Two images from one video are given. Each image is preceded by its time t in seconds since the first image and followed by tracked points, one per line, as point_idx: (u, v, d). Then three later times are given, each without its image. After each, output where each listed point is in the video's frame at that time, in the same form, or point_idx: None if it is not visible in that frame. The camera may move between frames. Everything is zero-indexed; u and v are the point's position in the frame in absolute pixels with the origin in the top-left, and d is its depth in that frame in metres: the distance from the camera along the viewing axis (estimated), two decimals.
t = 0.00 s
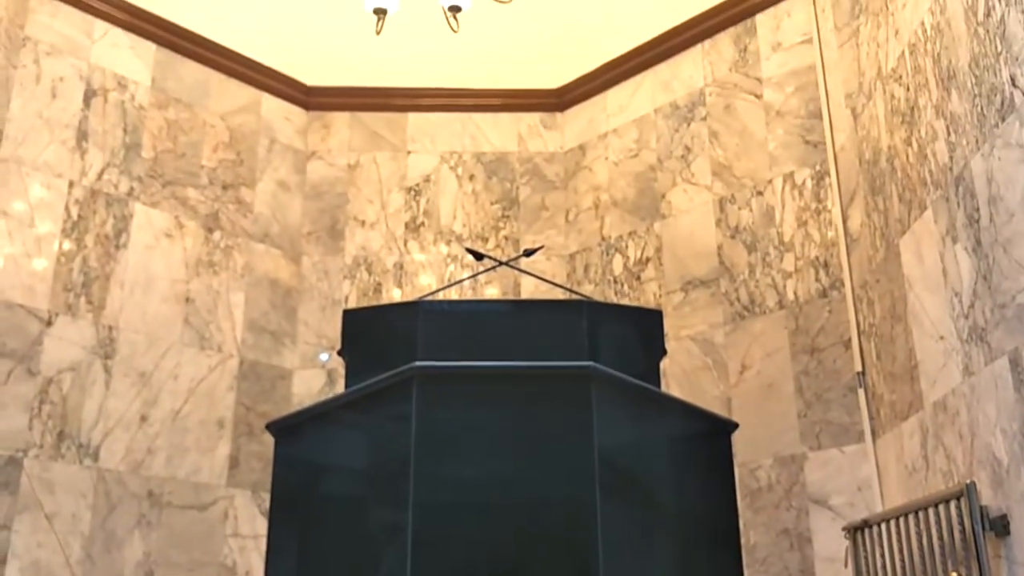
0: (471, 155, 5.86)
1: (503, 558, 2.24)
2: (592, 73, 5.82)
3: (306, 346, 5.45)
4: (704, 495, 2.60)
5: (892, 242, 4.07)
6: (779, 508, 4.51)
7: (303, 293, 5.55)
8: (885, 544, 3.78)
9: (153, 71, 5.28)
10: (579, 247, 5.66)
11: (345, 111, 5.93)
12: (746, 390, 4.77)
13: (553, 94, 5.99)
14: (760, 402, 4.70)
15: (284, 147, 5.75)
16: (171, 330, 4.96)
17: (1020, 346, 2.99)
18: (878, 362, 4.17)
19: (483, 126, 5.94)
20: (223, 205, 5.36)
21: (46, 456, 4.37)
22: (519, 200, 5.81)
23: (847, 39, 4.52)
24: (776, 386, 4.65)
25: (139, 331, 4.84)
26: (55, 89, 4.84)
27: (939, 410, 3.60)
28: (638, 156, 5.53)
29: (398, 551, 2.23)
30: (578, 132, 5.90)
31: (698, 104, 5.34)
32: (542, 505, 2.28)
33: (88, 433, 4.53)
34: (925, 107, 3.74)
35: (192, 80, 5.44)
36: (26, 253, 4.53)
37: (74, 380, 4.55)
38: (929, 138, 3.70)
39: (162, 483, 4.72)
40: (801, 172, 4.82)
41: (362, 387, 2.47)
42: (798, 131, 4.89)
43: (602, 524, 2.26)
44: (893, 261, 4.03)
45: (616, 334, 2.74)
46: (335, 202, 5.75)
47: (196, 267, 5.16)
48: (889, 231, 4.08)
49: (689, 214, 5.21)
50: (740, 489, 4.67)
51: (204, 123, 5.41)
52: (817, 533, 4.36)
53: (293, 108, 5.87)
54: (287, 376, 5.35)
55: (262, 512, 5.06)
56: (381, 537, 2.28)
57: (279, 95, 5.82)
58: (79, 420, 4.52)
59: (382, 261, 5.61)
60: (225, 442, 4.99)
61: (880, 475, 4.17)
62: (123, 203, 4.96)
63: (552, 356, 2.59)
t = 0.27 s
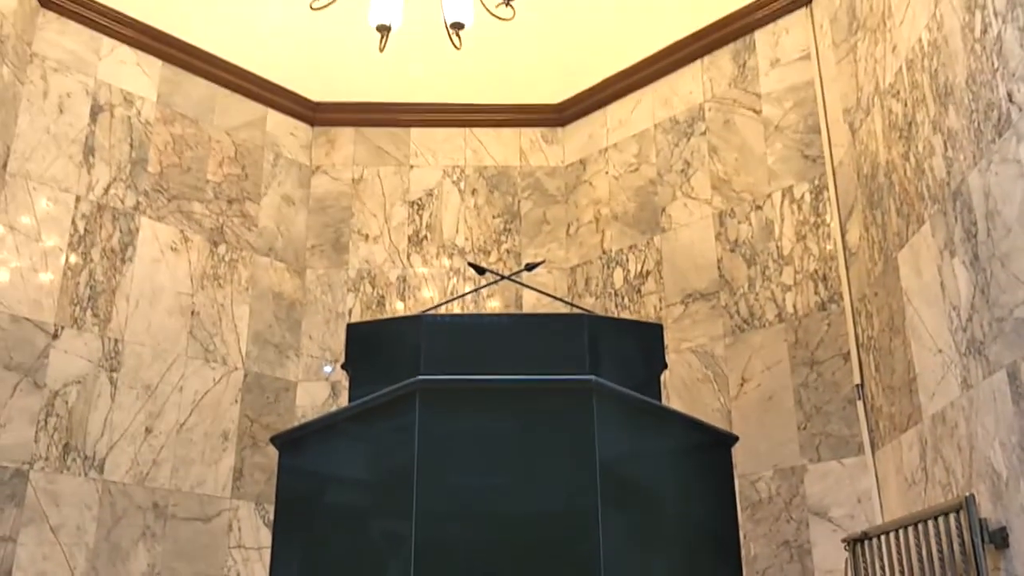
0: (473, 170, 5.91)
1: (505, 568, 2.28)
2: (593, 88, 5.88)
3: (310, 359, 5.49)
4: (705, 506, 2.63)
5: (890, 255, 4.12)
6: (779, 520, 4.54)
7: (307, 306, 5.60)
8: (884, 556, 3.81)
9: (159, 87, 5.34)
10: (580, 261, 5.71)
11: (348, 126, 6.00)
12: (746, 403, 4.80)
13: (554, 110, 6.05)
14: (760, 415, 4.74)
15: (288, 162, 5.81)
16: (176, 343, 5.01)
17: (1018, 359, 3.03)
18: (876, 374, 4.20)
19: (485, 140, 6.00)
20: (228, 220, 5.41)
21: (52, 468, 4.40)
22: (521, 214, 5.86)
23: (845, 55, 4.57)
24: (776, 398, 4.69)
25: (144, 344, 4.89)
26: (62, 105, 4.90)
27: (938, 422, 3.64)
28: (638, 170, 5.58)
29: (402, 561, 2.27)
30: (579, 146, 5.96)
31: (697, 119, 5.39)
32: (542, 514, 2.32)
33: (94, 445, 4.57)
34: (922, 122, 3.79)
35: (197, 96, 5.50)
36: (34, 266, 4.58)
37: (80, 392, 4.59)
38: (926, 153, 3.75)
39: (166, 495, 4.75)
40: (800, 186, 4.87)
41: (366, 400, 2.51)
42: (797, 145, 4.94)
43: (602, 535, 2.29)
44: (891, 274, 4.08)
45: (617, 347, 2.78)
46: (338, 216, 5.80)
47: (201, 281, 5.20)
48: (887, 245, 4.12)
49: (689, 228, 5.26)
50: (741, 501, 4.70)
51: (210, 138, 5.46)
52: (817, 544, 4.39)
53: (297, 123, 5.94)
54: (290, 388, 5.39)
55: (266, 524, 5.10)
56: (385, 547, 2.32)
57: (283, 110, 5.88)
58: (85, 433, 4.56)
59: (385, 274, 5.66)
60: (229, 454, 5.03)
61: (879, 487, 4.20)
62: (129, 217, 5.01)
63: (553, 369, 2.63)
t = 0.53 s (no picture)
0: (475, 183, 5.94)
1: None
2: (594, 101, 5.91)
3: (312, 372, 5.50)
4: (707, 519, 2.63)
5: (890, 268, 4.13)
6: (781, 533, 4.54)
7: (308, 320, 5.61)
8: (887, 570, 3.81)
9: (162, 102, 5.37)
10: (581, 274, 5.72)
11: (350, 140, 6.03)
12: (748, 416, 4.81)
13: (554, 124, 6.07)
14: (762, 427, 4.74)
15: (290, 176, 5.84)
16: (178, 357, 5.02)
17: (1019, 372, 3.03)
18: (878, 387, 4.20)
19: (486, 154, 6.02)
20: (230, 234, 5.43)
21: (54, 482, 4.40)
22: (522, 228, 5.88)
23: (844, 69, 4.59)
24: (777, 411, 4.69)
25: (146, 358, 4.90)
26: (65, 120, 4.93)
27: (940, 436, 3.64)
28: (639, 184, 5.60)
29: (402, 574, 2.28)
30: (581, 160, 5.97)
31: (697, 133, 5.41)
32: (542, 528, 2.33)
33: (96, 460, 4.58)
34: (921, 136, 3.81)
35: (199, 111, 5.52)
36: (36, 280, 4.59)
37: (82, 407, 4.60)
38: (926, 167, 3.76)
39: (168, 509, 4.75)
40: (800, 199, 4.88)
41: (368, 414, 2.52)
42: (797, 159, 4.95)
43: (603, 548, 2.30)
44: (891, 287, 4.08)
45: (618, 361, 2.79)
46: (340, 230, 5.82)
47: (204, 295, 5.22)
48: (887, 258, 4.13)
49: (690, 241, 5.27)
50: (742, 514, 4.71)
51: (212, 152, 5.49)
52: (819, 557, 4.38)
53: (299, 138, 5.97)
54: (292, 402, 5.40)
55: (268, 538, 5.10)
56: (386, 560, 2.32)
57: (284, 125, 5.91)
58: (87, 447, 4.56)
59: (387, 287, 5.67)
60: (231, 468, 5.03)
61: (881, 500, 4.20)
62: (132, 232, 5.03)
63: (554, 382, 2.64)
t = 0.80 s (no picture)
0: (474, 200, 5.96)
1: None
2: (593, 118, 5.94)
3: (311, 389, 5.49)
4: (708, 536, 2.62)
5: (889, 285, 4.13)
6: (781, 551, 4.53)
7: (308, 336, 5.61)
8: None
9: (162, 120, 5.40)
10: (580, 290, 5.72)
11: (350, 157, 6.07)
12: (748, 433, 4.80)
13: (553, 141, 6.11)
14: (761, 444, 4.73)
15: (290, 193, 5.86)
16: (177, 374, 5.02)
17: (1018, 390, 3.03)
18: (877, 404, 4.20)
19: (486, 171, 6.06)
20: (229, 250, 5.43)
21: (52, 500, 4.39)
22: (521, 244, 5.89)
23: (842, 87, 4.61)
24: (777, 428, 4.69)
25: (145, 375, 4.89)
26: (66, 137, 4.94)
27: (939, 453, 3.63)
28: (637, 201, 5.62)
29: None
30: (580, 176, 6.00)
31: (696, 150, 5.44)
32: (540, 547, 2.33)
33: (94, 477, 4.57)
34: (919, 154, 3.82)
35: (199, 128, 5.54)
36: (35, 297, 4.59)
37: (81, 424, 4.59)
38: (924, 185, 3.77)
39: (167, 527, 4.73)
40: (798, 216, 4.89)
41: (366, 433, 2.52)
42: (795, 176, 4.97)
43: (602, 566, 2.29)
44: (890, 304, 4.09)
45: (618, 377, 2.79)
46: (340, 246, 5.83)
47: (203, 312, 5.22)
48: (886, 275, 4.14)
49: (688, 258, 5.28)
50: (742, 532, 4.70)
51: (212, 169, 5.50)
52: None
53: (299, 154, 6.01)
54: (291, 419, 5.39)
55: (267, 555, 5.08)
56: None
57: (285, 141, 5.94)
58: (85, 464, 4.55)
59: (386, 304, 5.67)
60: (230, 485, 5.02)
61: (881, 517, 4.19)
62: (131, 248, 5.03)
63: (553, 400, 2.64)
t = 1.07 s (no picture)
0: (475, 214, 5.97)
1: None
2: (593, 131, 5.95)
3: (311, 403, 5.49)
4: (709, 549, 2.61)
5: (889, 298, 4.13)
6: (783, 565, 4.51)
7: (308, 350, 5.61)
8: None
9: (164, 134, 5.41)
10: (581, 303, 5.73)
11: (351, 171, 6.08)
12: (749, 446, 4.79)
13: (553, 154, 6.12)
14: (763, 458, 4.73)
15: (291, 207, 5.88)
16: (178, 388, 5.02)
17: (1019, 403, 3.03)
18: (878, 418, 4.20)
19: (486, 184, 6.07)
20: (230, 265, 5.44)
21: (52, 516, 4.38)
22: (522, 257, 5.90)
23: (841, 100, 4.62)
24: (778, 441, 4.69)
25: (146, 390, 4.89)
26: (67, 152, 4.96)
27: (941, 467, 3.63)
28: (638, 214, 5.63)
29: None
30: (580, 190, 6.01)
31: (696, 163, 5.45)
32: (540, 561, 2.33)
33: (95, 492, 4.56)
34: (918, 167, 3.83)
35: (200, 142, 5.56)
36: (36, 312, 4.60)
37: (82, 439, 4.59)
38: (923, 198, 3.78)
39: (167, 542, 4.72)
40: (799, 229, 4.90)
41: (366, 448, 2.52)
42: (795, 190, 4.97)
43: None
44: (891, 318, 4.09)
45: (618, 391, 2.79)
46: (341, 260, 5.84)
47: (204, 326, 5.23)
48: (886, 288, 4.14)
49: (689, 271, 5.28)
50: (744, 546, 4.69)
51: (213, 184, 5.52)
52: None
53: (300, 169, 6.02)
54: (292, 433, 5.39)
55: (267, 570, 5.07)
56: None
57: (286, 156, 5.96)
58: (86, 479, 4.55)
59: (387, 317, 5.67)
60: (230, 500, 5.01)
61: (883, 531, 4.18)
62: (132, 263, 5.04)
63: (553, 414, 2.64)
